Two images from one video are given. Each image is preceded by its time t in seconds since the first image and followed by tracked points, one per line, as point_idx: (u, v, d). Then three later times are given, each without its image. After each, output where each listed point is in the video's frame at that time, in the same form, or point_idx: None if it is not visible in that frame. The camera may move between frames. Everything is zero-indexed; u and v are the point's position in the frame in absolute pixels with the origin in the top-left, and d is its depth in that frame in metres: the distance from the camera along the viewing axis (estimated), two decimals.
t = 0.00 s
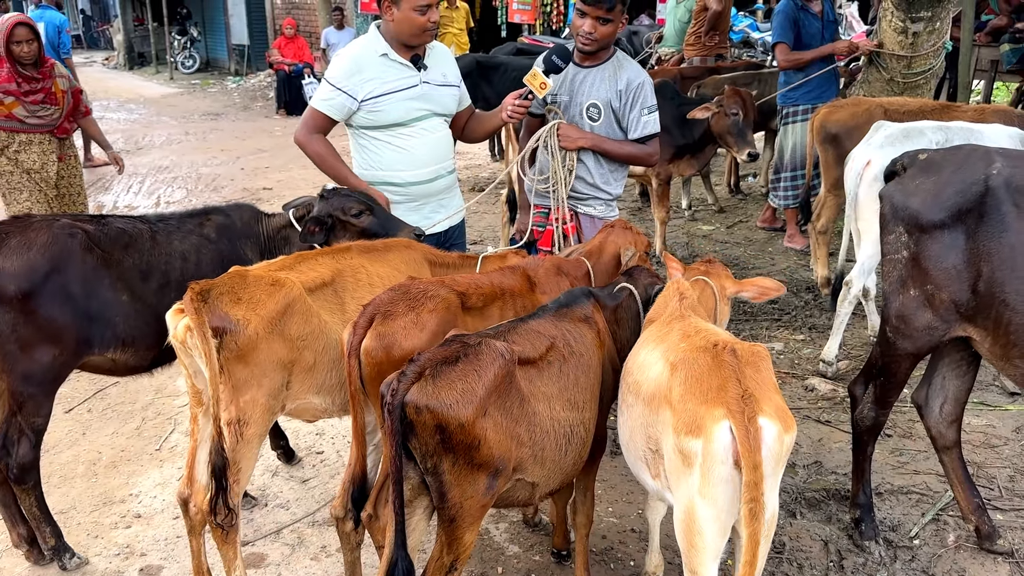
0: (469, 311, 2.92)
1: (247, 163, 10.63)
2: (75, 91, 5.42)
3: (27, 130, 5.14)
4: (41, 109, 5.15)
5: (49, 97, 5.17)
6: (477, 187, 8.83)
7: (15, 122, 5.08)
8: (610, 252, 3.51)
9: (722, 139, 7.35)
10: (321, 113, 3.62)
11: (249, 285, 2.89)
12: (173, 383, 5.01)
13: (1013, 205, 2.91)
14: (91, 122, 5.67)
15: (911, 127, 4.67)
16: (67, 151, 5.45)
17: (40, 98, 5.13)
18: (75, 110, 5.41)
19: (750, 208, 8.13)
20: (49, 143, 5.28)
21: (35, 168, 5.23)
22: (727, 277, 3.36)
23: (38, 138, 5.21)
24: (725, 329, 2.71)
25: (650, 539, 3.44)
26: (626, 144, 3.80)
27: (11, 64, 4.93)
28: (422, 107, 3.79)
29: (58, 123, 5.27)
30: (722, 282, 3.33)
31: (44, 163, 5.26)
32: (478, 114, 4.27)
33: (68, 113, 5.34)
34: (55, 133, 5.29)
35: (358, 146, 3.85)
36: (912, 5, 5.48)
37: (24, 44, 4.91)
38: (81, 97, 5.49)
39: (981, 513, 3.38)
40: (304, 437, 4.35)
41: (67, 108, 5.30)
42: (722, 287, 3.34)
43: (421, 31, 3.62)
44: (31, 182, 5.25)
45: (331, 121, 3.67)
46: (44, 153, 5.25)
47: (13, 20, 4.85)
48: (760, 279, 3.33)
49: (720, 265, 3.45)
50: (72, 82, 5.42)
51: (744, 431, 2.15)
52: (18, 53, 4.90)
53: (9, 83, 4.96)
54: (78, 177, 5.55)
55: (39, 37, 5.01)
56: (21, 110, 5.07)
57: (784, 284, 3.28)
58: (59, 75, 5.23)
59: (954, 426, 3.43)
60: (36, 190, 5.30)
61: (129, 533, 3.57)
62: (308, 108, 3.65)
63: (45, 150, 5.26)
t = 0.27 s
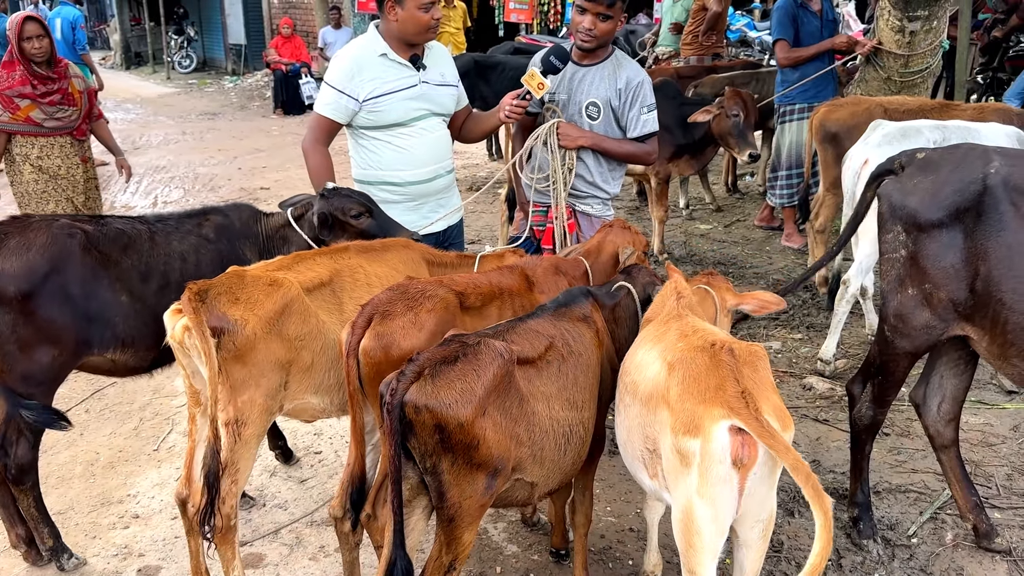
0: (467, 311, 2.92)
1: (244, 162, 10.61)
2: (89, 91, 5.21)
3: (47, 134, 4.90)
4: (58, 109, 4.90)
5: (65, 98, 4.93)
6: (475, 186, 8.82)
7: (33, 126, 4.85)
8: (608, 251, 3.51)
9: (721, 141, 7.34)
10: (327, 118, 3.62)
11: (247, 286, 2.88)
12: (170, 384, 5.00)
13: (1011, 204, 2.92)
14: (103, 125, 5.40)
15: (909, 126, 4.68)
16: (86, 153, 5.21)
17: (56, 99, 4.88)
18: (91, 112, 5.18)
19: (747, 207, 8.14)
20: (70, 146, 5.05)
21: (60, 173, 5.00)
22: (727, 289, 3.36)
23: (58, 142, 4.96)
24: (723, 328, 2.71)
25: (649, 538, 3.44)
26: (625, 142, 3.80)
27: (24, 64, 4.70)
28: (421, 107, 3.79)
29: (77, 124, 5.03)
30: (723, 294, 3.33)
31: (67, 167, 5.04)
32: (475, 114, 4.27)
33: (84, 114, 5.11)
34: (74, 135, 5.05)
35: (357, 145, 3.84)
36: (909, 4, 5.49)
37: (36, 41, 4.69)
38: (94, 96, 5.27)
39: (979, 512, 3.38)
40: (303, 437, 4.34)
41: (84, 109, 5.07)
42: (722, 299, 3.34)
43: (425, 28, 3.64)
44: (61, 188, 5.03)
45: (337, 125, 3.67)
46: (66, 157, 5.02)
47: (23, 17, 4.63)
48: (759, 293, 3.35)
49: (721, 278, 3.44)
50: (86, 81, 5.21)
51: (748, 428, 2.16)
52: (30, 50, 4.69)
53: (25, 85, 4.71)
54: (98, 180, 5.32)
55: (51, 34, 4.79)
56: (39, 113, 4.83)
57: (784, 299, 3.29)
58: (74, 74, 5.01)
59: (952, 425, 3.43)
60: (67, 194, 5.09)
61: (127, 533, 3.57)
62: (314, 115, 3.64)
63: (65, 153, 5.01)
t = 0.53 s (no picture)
0: (464, 310, 2.92)
1: (240, 161, 10.59)
2: (102, 80, 5.09)
3: (63, 129, 4.82)
4: (74, 102, 4.82)
5: (79, 89, 4.83)
6: (472, 185, 8.81)
7: (49, 120, 4.76)
8: (605, 249, 3.51)
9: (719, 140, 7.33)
10: (327, 118, 3.63)
11: (244, 285, 2.88)
12: (167, 383, 4.99)
13: (1006, 201, 2.92)
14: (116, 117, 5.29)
15: (905, 124, 4.69)
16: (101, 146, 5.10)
17: (71, 92, 4.79)
18: (105, 102, 5.09)
19: (744, 205, 8.14)
20: (85, 140, 4.94)
21: (75, 170, 4.91)
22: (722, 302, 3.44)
23: (73, 136, 4.87)
24: (719, 326, 2.72)
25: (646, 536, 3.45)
26: (621, 142, 3.81)
27: (35, 57, 4.59)
28: (418, 105, 3.79)
29: (93, 116, 4.94)
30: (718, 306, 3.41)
31: (83, 163, 4.93)
32: (473, 112, 4.26)
33: (98, 105, 5.01)
34: (90, 128, 4.96)
35: (354, 144, 3.85)
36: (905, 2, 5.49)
37: (42, 32, 4.54)
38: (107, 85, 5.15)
39: (974, 508, 3.40)
40: (300, 436, 4.34)
41: (98, 100, 4.97)
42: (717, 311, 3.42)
43: (421, 27, 3.63)
44: (78, 185, 4.94)
45: (338, 124, 3.67)
46: (81, 152, 4.92)
47: (27, 8, 4.48)
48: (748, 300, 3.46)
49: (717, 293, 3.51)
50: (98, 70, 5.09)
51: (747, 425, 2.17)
52: (36, 42, 4.55)
53: (38, 78, 4.62)
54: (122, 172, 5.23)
55: (58, 24, 4.63)
56: (54, 106, 4.74)
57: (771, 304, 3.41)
58: (86, 64, 4.88)
59: (948, 422, 3.44)
60: (86, 189, 5.00)
61: (125, 532, 3.57)
62: (314, 117, 3.66)
63: (81, 147, 4.91)
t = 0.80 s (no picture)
0: (461, 309, 2.92)
1: (237, 161, 10.57)
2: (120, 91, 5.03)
3: (83, 135, 4.71)
4: (95, 109, 4.73)
5: (100, 96, 4.76)
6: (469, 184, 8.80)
7: (70, 126, 4.66)
8: (602, 247, 3.52)
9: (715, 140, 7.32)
10: (325, 117, 3.63)
11: (241, 284, 2.88)
12: (165, 383, 4.99)
13: (1002, 199, 2.93)
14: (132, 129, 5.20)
15: (901, 122, 4.69)
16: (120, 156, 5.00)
17: (93, 98, 4.71)
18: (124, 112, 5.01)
19: (741, 203, 8.15)
20: (103, 147, 4.84)
21: (90, 178, 4.77)
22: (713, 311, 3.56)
23: (93, 143, 4.76)
24: (716, 324, 2.72)
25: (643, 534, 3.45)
26: (616, 142, 3.81)
27: (55, 61, 4.56)
28: (415, 104, 3.79)
29: (113, 123, 4.85)
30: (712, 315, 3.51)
31: (98, 172, 4.81)
32: (470, 112, 4.26)
33: (118, 114, 4.93)
34: (109, 136, 4.87)
35: (352, 142, 3.85)
36: None
37: (60, 35, 4.53)
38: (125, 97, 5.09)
39: (971, 505, 3.41)
40: (297, 435, 4.34)
41: (118, 108, 4.90)
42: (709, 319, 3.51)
43: (419, 25, 3.62)
44: (90, 194, 4.80)
45: (336, 122, 3.66)
46: (98, 159, 4.80)
47: (45, 13, 4.48)
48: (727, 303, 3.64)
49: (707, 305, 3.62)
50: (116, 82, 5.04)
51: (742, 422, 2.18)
52: (53, 46, 4.53)
53: (61, 83, 4.55)
54: (137, 182, 5.11)
55: (77, 29, 4.61)
56: (76, 112, 4.64)
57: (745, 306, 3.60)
58: (105, 73, 4.84)
59: (944, 419, 3.45)
60: (99, 199, 4.86)
61: (123, 532, 3.56)
62: (312, 115, 3.65)
63: (99, 155, 4.80)
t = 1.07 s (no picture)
0: (457, 307, 2.92)
1: (233, 160, 10.56)
2: (154, 85, 4.79)
3: (101, 132, 4.53)
4: (115, 105, 4.53)
5: (123, 92, 4.55)
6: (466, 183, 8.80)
7: (89, 122, 4.49)
8: (598, 246, 3.52)
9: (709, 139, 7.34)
10: (321, 115, 3.62)
11: (237, 283, 2.87)
12: (162, 382, 4.98)
13: (998, 196, 2.94)
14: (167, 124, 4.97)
15: (897, 120, 4.69)
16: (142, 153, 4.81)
17: (115, 94, 4.52)
18: (154, 108, 4.78)
19: (738, 202, 8.15)
20: (124, 145, 4.65)
21: (113, 177, 4.62)
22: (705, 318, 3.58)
23: (112, 140, 4.57)
24: (712, 322, 2.72)
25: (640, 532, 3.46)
26: (610, 141, 3.82)
27: (77, 54, 4.37)
28: (412, 101, 3.79)
29: (134, 121, 4.64)
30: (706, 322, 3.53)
31: (120, 170, 4.64)
32: (466, 109, 4.26)
33: (144, 111, 4.71)
34: (131, 133, 4.66)
35: (349, 140, 3.84)
36: None
37: (80, 29, 4.31)
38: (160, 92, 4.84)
39: (967, 502, 3.42)
40: (294, 434, 4.34)
41: (143, 105, 4.67)
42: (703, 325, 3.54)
43: (415, 23, 3.62)
44: (114, 193, 4.66)
45: (332, 119, 3.66)
46: (120, 157, 4.63)
47: (68, 4, 4.29)
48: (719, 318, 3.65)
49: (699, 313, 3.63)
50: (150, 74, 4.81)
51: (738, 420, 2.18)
52: (75, 39, 4.33)
53: (81, 77, 4.37)
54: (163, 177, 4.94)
55: (100, 21, 4.39)
56: (96, 108, 4.46)
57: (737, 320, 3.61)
58: (135, 67, 4.62)
59: (940, 416, 3.46)
60: (123, 198, 4.71)
61: (119, 532, 3.56)
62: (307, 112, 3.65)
63: (119, 153, 4.62)
